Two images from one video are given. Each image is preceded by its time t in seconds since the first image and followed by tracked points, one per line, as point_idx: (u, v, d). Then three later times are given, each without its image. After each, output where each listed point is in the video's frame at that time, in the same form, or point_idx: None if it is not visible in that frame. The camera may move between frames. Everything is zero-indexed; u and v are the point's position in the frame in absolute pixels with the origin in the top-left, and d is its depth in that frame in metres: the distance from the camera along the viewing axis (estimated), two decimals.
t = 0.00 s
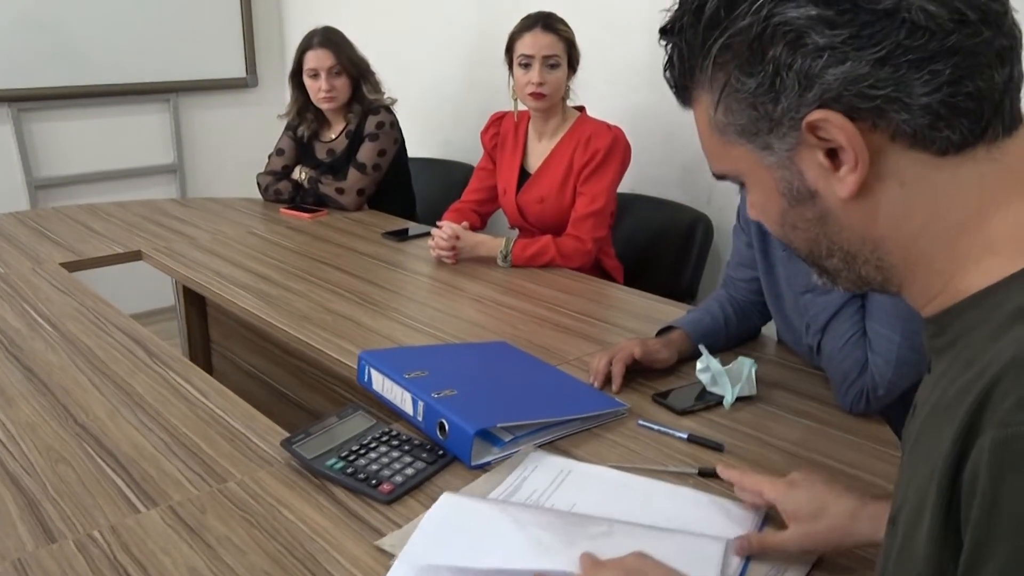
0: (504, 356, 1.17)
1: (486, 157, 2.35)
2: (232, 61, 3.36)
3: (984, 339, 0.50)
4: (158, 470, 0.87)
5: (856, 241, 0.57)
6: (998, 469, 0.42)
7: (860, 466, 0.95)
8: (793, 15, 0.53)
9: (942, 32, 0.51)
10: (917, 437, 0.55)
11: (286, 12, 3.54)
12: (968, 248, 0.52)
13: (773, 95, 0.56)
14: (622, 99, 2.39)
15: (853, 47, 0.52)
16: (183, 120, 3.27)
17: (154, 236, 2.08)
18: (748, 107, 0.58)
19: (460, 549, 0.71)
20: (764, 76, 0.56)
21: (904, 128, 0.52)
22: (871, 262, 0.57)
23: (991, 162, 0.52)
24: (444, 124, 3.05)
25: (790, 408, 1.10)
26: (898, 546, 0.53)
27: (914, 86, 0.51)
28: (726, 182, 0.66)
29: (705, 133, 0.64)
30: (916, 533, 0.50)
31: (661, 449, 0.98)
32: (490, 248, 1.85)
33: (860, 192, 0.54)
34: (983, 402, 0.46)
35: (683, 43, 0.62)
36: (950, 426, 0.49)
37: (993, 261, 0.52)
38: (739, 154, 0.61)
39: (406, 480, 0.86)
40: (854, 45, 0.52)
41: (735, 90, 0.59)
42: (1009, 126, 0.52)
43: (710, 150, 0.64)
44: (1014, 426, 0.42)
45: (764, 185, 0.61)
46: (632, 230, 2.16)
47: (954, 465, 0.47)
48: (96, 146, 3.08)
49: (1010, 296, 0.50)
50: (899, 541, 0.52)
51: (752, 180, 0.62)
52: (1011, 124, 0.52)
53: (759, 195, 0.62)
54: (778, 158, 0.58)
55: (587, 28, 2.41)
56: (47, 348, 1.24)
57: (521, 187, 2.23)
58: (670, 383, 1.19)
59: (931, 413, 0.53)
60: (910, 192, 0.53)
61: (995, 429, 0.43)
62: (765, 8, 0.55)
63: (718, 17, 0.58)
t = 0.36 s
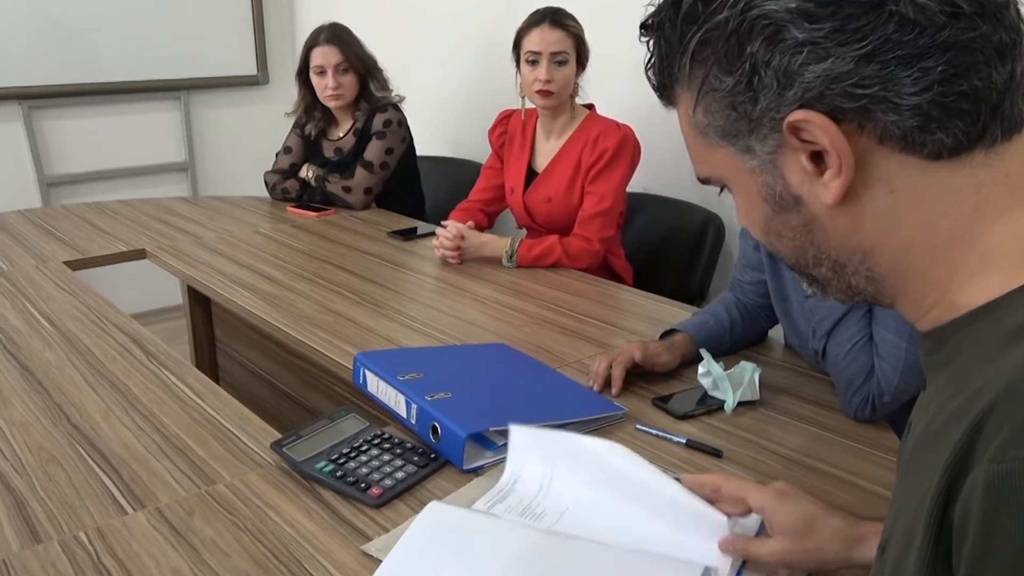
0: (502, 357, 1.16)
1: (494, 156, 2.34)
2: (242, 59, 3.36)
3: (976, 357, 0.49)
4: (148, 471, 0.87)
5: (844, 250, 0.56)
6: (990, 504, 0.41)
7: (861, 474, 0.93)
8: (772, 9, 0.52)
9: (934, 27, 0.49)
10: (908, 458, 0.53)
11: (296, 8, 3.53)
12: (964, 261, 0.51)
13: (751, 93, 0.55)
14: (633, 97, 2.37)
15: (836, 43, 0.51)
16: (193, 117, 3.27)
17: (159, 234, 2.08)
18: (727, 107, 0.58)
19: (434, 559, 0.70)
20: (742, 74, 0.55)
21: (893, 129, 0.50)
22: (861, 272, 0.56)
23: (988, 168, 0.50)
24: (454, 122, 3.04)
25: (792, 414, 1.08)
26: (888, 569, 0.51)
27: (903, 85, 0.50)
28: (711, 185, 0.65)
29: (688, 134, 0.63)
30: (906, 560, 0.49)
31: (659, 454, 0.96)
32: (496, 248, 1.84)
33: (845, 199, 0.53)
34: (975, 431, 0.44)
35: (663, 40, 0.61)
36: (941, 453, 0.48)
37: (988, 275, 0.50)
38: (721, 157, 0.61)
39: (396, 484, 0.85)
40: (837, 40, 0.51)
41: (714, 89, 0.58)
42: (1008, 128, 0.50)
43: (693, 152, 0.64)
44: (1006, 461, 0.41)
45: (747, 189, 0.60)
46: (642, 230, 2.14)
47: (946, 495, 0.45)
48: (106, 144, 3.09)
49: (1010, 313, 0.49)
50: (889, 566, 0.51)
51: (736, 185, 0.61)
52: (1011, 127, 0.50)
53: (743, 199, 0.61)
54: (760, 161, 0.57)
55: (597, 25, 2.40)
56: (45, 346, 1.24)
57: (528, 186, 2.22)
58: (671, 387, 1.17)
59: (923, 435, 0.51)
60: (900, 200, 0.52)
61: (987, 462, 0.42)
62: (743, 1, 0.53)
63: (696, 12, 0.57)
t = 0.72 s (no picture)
0: (508, 346, 1.14)
1: (503, 143, 2.32)
2: (255, 46, 3.35)
3: (979, 348, 0.48)
4: (147, 460, 0.87)
5: (843, 237, 0.54)
6: (987, 507, 0.39)
7: (871, 467, 0.91)
8: None
9: (930, 3, 0.47)
10: (912, 457, 0.51)
11: None
12: (967, 248, 0.49)
13: (743, 73, 0.54)
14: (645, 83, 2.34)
15: (830, 20, 0.49)
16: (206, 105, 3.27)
17: (168, 222, 2.08)
18: (718, 87, 0.56)
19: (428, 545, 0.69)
20: (733, 53, 0.54)
21: (890, 111, 0.49)
22: (860, 259, 0.54)
23: (991, 151, 0.48)
24: (465, 109, 3.02)
25: (802, 405, 1.06)
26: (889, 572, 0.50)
27: (900, 63, 0.48)
28: (705, 169, 0.63)
29: (679, 114, 0.61)
30: (905, 563, 0.47)
31: (666, 446, 0.95)
32: (504, 236, 1.82)
33: (843, 183, 0.51)
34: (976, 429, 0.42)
35: (651, 18, 0.59)
36: (943, 451, 0.46)
37: (994, 263, 0.48)
38: (714, 139, 0.59)
39: (397, 474, 0.84)
40: (831, 17, 0.49)
41: (704, 68, 0.56)
42: (1012, 109, 0.48)
43: (685, 134, 0.61)
44: (1004, 461, 0.39)
45: (740, 173, 0.58)
46: (653, 217, 2.11)
47: (945, 496, 0.44)
48: (119, 131, 3.09)
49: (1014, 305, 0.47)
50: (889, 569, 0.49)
51: (729, 169, 0.59)
52: (1014, 108, 0.48)
53: (738, 184, 0.59)
54: (753, 144, 0.55)
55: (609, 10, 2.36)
56: (50, 334, 1.24)
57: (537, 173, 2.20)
58: (679, 377, 1.16)
59: (926, 434, 0.49)
60: (899, 184, 0.50)
61: (985, 463, 0.40)
62: None
63: None
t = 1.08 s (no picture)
0: (509, 325, 1.13)
1: (504, 120, 2.30)
2: (255, 25, 3.31)
3: (988, 321, 0.47)
4: (147, 441, 0.87)
5: (845, 211, 0.53)
6: (996, 481, 0.38)
7: (874, 445, 0.91)
8: None
9: None
10: (917, 432, 0.51)
11: None
12: (972, 220, 0.48)
13: (741, 45, 0.52)
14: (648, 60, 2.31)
15: None
16: (206, 85, 3.24)
17: (169, 202, 2.07)
18: (717, 61, 0.55)
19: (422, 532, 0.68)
20: (731, 24, 0.52)
21: (892, 80, 0.47)
22: (864, 233, 0.53)
23: (995, 118, 0.47)
24: (466, 87, 2.99)
25: (805, 383, 1.05)
26: (893, 551, 0.49)
27: (900, 31, 0.46)
28: (706, 145, 0.62)
29: (679, 90, 0.59)
30: (911, 540, 0.46)
31: (668, 425, 0.94)
32: (506, 215, 1.80)
33: (844, 155, 0.50)
34: (983, 401, 0.42)
35: None
36: (948, 426, 0.45)
37: (1001, 232, 0.47)
38: (714, 114, 0.57)
39: (398, 454, 0.84)
40: None
41: (702, 42, 0.55)
42: (1017, 75, 0.46)
43: (685, 110, 0.60)
44: (1014, 432, 0.38)
45: (741, 147, 0.57)
46: (655, 195, 2.10)
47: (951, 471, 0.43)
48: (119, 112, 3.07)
49: (1017, 278, 0.46)
50: (894, 548, 0.48)
51: (730, 144, 0.58)
52: (1020, 74, 0.46)
53: (739, 158, 0.58)
54: (753, 118, 0.54)
55: None
56: (51, 315, 1.23)
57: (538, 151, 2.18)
58: (681, 356, 1.15)
59: (930, 409, 0.49)
60: (901, 155, 0.49)
61: (994, 436, 0.39)
62: None
63: None
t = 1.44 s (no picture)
0: (506, 311, 1.13)
1: (499, 105, 2.28)
2: (248, 11, 3.28)
3: (991, 302, 0.46)
4: (144, 429, 0.87)
5: (846, 194, 0.52)
6: (1001, 459, 0.38)
7: (871, 430, 0.91)
8: None
9: None
10: (916, 415, 0.51)
11: None
12: (972, 201, 0.47)
13: (743, 28, 0.51)
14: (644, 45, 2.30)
15: None
16: (199, 71, 3.22)
17: (162, 189, 2.05)
18: (719, 44, 0.54)
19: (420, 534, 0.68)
20: (733, 7, 0.52)
21: (893, 61, 0.47)
22: (865, 217, 0.52)
23: (995, 100, 0.46)
24: (461, 72, 2.97)
25: (803, 368, 1.05)
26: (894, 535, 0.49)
27: (900, 13, 0.46)
28: (707, 130, 0.61)
29: (679, 74, 0.59)
30: (914, 521, 0.46)
31: (665, 411, 0.94)
32: (502, 201, 1.80)
33: (845, 137, 0.50)
34: (986, 379, 0.42)
35: None
36: (950, 407, 0.45)
37: (1003, 213, 0.47)
38: (715, 98, 0.57)
39: (396, 441, 0.84)
40: None
41: (703, 25, 0.54)
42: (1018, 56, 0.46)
43: (685, 95, 0.60)
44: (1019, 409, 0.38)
45: (742, 132, 0.56)
46: (651, 180, 2.09)
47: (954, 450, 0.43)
48: (111, 98, 3.04)
49: (1019, 258, 0.45)
50: (896, 532, 0.48)
51: (730, 128, 0.57)
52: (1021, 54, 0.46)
53: (740, 143, 0.57)
54: (755, 101, 0.53)
55: None
56: (44, 303, 1.22)
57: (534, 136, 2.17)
58: (678, 341, 1.15)
59: (930, 392, 0.49)
60: (902, 137, 0.48)
61: (999, 413, 0.39)
62: None
63: None
